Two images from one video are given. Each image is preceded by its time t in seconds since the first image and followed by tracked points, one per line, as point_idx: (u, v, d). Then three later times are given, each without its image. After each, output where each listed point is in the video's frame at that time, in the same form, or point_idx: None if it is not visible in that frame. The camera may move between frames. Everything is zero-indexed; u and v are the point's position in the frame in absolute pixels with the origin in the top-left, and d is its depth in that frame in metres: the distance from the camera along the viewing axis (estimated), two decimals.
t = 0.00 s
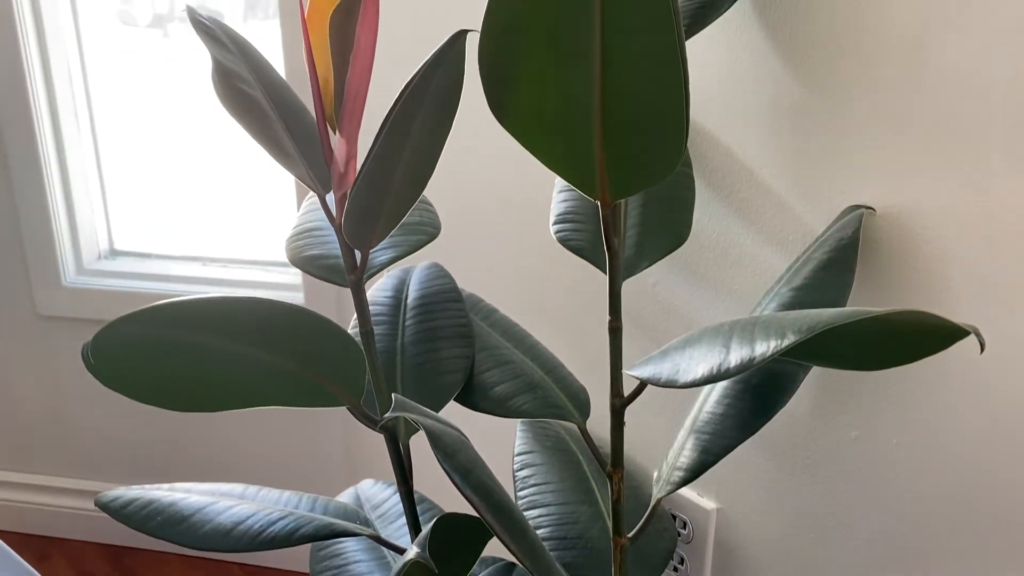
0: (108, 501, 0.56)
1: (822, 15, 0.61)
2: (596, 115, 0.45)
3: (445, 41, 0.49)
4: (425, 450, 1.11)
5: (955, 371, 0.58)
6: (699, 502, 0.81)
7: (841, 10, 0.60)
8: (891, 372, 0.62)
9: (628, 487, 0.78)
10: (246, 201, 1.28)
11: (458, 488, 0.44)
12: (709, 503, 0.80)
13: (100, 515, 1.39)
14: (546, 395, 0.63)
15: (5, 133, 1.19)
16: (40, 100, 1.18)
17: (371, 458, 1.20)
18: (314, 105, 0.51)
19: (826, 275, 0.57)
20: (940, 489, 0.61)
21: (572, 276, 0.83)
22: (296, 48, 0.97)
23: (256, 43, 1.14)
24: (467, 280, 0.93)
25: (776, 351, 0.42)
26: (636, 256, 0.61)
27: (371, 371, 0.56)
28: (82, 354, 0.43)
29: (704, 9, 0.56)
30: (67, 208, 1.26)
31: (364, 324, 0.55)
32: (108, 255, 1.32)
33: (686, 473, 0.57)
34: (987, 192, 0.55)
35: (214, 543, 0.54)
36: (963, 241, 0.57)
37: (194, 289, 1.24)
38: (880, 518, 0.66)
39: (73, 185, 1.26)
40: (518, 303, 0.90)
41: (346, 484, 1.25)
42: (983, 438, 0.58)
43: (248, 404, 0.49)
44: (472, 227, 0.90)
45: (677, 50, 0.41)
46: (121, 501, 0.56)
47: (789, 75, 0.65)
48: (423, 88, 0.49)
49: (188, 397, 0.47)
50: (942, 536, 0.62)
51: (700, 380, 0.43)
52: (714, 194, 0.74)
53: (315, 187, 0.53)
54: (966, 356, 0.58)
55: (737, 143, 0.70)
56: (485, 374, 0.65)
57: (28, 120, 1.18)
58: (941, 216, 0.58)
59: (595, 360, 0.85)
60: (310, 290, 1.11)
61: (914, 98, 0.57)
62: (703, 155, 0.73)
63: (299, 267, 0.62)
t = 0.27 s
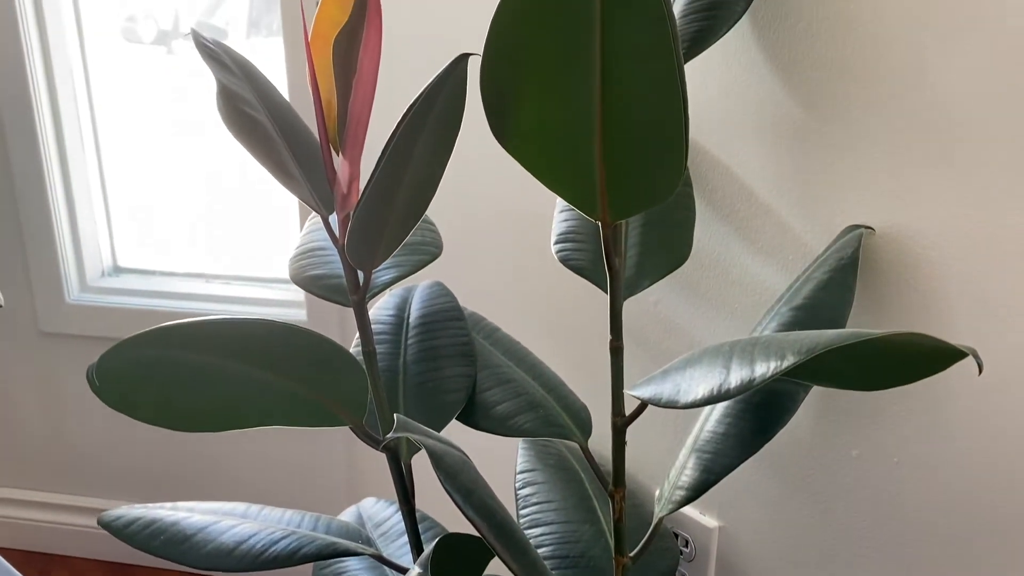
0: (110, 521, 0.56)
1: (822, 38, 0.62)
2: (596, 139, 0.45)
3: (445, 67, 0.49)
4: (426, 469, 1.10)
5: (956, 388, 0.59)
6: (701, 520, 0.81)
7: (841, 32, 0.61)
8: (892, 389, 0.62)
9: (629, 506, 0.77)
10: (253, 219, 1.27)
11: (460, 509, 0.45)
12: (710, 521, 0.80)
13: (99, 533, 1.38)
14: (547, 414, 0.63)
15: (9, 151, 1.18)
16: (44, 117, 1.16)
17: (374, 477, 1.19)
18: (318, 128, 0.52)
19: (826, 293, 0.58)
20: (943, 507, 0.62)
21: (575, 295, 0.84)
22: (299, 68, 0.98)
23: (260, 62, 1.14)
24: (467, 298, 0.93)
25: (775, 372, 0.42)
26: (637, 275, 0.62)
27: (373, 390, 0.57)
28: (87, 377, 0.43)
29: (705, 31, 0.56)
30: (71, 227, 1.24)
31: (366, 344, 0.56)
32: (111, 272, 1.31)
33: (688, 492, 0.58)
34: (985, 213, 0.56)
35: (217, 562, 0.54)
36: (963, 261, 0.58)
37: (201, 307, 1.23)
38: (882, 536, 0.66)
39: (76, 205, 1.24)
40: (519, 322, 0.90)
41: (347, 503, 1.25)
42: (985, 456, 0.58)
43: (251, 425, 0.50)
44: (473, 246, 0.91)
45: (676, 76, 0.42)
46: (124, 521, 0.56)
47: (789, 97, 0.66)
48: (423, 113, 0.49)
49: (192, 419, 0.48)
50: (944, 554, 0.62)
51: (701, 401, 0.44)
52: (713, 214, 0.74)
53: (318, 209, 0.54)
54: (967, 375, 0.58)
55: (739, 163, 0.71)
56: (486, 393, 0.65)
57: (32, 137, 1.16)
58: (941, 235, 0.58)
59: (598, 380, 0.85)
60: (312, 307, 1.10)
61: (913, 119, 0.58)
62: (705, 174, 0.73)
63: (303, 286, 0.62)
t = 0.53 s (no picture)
0: (113, 539, 0.56)
1: (822, 59, 0.64)
2: (597, 159, 0.46)
3: (448, 87, 0.50)
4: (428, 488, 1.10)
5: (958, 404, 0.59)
6: (704, 538, 0.81)
7: (844, 52, 0.62)
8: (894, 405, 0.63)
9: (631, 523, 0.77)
10: (257, 233, 1.27)
11: (462, 526, 0.45)
12: (714, 539, 0.81)
13: (99, 550, 1.37)
14: (548, 431, 0.63)
15: (13, 167, 1.17)
16: (49, 133, 1.16)
17: (376, 494, 1.19)
18: (320, 147, 0.52)
19: (826, 311, 0.58)
20: (947, 523, 0.62)
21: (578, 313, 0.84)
22: (302, 84, 0.98)
23: (264, 79, 1.15)
24: (468, 314, 0.94)
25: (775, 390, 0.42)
26: (638, 292, 0.62)
27: (375, 407, 0.57)
28: (92, 397, 0.44)
29: (704, 51, 0.57)
30: (74, 243, 1.24)
31: (369, 361, 0.56)
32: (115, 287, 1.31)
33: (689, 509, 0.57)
34: (984, 232, 0.57)
35: None
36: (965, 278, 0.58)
37: (216, 325, 1.22)
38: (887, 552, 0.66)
39: (80, 222, 1.23)
40: (519, 338, 0.91)
41: (349, 521, 1.25)
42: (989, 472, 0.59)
43: (255, 444, 0.50)
44: (475, 264, 0.91)
45: (675, 97, 0.42)
46: (127, 538, 0.56)
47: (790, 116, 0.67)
48: (425, 134, 0.50)
49: (195, 438, 0.48)
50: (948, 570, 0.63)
51: (702, 419, 0.44)
52: (714, 232, 0.75)
53: (321, 228, 0.54)
54: (969, 391, 0.58)
55: (738, 182, 0.72)
56: (487, 411, 0.65)
57: (37, 153, 1.16)
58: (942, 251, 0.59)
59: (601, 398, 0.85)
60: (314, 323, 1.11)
61: (913, 138, 0.59)
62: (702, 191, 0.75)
63: (305, 304, 0.62)
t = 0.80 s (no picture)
0: (113, 559, 0.56)
1: (817, 82, 0.65)
2: (593, 182, 0.46)
3: (446, 110, 0.50)
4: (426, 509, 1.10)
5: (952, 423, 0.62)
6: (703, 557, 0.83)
7: (840, 75, 0.63)
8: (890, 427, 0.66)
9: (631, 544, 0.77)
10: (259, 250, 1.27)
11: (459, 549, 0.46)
12: (712, 558, 0.82)
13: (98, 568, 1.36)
14: (547, 451, 0.64)
15: (16, 184, 1.17)
16: (52, 150, 1.16)
17: (376, 515, 1.19)
18: (320, 169, 0.53)
19: (824, 331, 0.58)
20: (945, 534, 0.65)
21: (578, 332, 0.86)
22: (302, 102, 0.98)
23: (266, 96, 1.15)
24: (467, 333, 0.94)
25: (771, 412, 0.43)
26: (636, 312, 0.62)
27: (374, 428, 0.57)
28: (92, 421, 0.44)
29: (699, 75, 0.57)
30: (76, 261, 1.23)
31: (368, 382, 0.56)
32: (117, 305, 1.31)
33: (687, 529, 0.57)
34: (978, 253, 0.59)
35: None
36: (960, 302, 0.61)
37: (221, 343, 1.20)
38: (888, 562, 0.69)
39: (82, 240, 1.23)
40: (518, 356, 0.91)
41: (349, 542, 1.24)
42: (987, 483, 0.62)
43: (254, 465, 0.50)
44: (474, 285, 0.91)
45: (670, 121, 0.43)
46: (126, 559, 0.57)
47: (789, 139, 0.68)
48: (424, 158, 0.50)
49: (196, 460, 0.48)
50: None
51: (698, 442, 0.44)
52: (711, 252, 0.76)
53: (320, 249, 0.55)
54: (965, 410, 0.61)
55: (736, 204, 0.73)
56: (487, 431, 0.65)
57: (40, 170, 1.15)
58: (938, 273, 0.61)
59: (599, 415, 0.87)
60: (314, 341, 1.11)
61: (907, 162, 0.61)
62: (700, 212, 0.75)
63: (304, 325, 0.63)
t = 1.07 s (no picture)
0: None
1: (815, 101, 0.67)
2: (591, 202, 0.46)
3: (446, 130, 0.51)
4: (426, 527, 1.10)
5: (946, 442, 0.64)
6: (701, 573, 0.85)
7: (837, 93, 0.66)
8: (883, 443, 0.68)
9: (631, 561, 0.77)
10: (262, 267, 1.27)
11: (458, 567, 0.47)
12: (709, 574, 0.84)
13: None
14: (547, 469, 0.64)
15: (20, 197, 1.16)
16: (54, 164, 1.15)
17: (377, 533, 1.19)
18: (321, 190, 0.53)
19: (822, 349, 0.58)
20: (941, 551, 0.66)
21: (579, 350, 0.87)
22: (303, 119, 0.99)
23: (267, 111, 1.15)
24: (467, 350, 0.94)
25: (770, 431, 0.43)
26: (634, 329, 0.63)
27: (373, 447, 0.57)
28: (93, 441, 0.44)
29: (696, 95, 0.58)
30: (78, 278, 1.23)
31: (368, 400, 0.56)
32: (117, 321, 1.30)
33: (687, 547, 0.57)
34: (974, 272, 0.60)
35: None
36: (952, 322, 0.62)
37: (229, 360, 1.18)
38: None
39: (85, 256, 1.23)
40: (518, 371, 0.91)
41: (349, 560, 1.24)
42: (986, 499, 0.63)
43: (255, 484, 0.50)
44: (474, 302, 0.91)
45: (667, 141, 0.43)
46: None
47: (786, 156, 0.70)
48: (424, 178, 0.50)
49: (196, 479, 0.48)
50: None
51: (697, 460, 0.44)
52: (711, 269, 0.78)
53: (321, 268, 0.55)
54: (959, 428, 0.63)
55: (735, 222, 0.75)
56: (486, 448, 0.65)
57: (42, 184, 1.15)
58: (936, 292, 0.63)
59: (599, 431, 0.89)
60: (314, 357, 1.10)
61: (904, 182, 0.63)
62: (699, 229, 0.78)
63: (305, 342, 0.63)
